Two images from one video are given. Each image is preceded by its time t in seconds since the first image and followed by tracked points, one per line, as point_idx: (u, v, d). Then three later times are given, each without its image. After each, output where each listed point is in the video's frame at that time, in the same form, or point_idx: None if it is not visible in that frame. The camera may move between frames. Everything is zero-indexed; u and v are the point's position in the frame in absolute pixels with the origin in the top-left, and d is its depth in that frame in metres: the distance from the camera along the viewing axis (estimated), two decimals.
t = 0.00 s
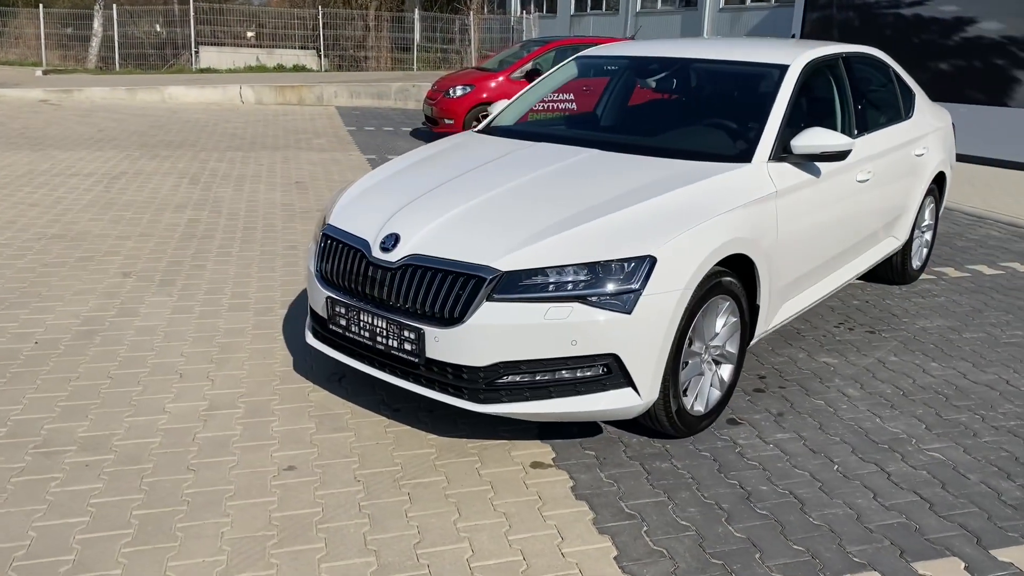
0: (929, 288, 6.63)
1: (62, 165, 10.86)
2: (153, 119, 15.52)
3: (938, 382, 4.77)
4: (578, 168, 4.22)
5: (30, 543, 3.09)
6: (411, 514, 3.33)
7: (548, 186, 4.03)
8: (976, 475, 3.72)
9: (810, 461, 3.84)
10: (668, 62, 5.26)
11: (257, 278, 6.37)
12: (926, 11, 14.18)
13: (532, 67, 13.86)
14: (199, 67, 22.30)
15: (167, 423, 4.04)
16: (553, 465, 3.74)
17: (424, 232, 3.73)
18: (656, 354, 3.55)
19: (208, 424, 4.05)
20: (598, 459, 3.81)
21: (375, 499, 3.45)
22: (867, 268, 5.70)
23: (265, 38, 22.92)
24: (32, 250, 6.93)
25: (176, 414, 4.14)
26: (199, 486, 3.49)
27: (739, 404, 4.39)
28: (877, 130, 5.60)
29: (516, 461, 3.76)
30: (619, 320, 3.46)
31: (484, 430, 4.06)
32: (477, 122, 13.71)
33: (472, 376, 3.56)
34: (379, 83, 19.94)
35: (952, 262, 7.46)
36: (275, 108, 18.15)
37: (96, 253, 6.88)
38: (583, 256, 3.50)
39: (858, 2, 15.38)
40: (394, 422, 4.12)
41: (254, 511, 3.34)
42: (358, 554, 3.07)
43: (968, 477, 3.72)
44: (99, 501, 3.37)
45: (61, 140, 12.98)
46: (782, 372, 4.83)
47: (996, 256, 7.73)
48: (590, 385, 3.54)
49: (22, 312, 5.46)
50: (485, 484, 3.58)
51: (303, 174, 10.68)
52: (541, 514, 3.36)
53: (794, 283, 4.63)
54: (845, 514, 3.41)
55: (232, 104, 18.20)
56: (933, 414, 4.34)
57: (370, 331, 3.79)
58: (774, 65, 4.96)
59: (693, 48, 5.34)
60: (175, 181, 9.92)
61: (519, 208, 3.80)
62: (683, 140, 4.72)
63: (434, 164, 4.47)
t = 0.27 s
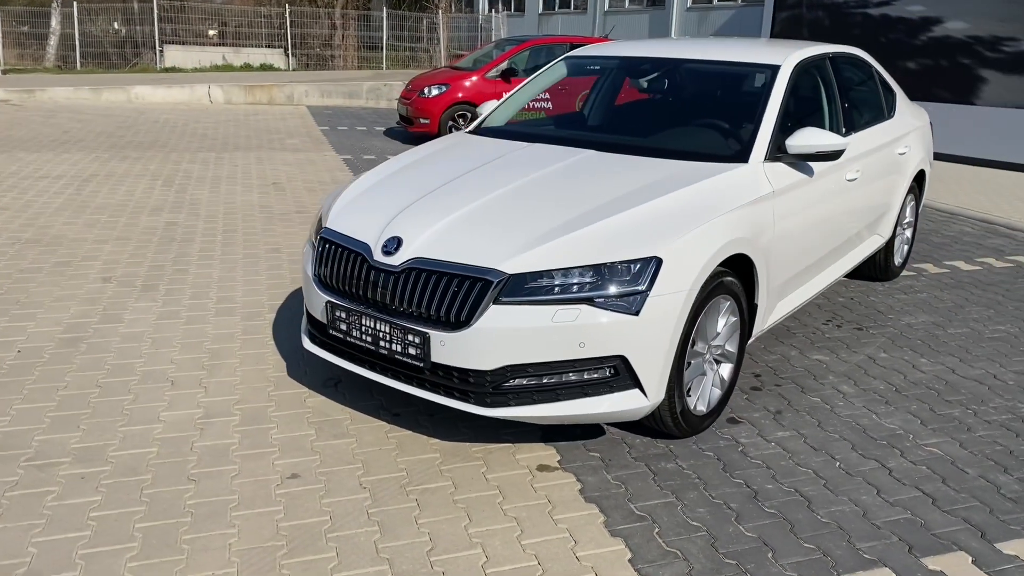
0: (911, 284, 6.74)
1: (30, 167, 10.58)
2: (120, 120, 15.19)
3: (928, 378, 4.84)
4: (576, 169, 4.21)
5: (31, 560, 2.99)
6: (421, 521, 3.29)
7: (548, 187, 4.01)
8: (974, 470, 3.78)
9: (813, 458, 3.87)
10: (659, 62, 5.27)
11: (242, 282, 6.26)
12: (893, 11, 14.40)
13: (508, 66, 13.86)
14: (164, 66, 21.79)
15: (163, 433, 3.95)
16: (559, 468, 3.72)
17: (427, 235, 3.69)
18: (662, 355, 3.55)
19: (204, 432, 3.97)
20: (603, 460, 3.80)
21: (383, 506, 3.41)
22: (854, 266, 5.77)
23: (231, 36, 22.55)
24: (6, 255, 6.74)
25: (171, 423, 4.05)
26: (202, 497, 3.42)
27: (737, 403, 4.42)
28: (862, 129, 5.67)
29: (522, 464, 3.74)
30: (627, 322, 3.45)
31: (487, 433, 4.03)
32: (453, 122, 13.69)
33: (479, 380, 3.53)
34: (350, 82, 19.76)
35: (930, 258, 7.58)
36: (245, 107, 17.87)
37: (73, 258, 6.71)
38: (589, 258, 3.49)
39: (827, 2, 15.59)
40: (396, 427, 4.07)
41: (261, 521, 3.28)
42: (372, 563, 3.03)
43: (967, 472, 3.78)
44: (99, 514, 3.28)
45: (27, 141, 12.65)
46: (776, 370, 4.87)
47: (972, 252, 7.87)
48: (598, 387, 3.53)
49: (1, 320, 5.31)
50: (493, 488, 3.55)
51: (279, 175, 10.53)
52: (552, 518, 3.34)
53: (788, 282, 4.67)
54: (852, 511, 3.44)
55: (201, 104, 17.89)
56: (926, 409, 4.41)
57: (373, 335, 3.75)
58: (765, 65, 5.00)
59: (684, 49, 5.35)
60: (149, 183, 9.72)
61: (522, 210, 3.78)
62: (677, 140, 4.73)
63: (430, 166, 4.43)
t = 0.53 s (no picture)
0: (899, 280, 6.82)
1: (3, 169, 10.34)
2: (93, 120, 14.91)
3: (924, 373, 4.90)
4: (580, 168, 4.19)
5: (38, 573, 2.91)
6: (435, 525, 3.26)
7: (553, 186, 3.99)
8: (978, 463, 3.83)
9: (819, 455, 3.90)
10: (656, 61, 5.27)
11: (233, 284, 6.17)
12: (868, 10, 14.58)
13: (489, 65, 13.83)
14: (134, 65, 21.27)
15: (164, 439, 3.88)
16: (569, 468, 3.70)
17: (434, 235, 3.65)
18: (673, 353, 3.54)
19: (206, 438, 3.89)
20: (613, 460, 3.79)
21: (395, 510, 3.37)
22: (847, 263, 5.83)
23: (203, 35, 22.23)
24: None
25: (171, 429, 3.97)
26: (210, 504, 3.36)
27: (740, 401, 4.44)
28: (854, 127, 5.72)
29: (532, 466, 3.72)
30: (638, 321, 3.44)
31: (494, 434, 4.01)
32: (434, 121, 13.66)
33: (490, 381, 3.51)
34: (326, 81, 19.59)
35: (915, 255, 7.68)
36: (220, 107, 17.63)
37: (57, 261, 6.57)
38: (600, 257, 3.47)
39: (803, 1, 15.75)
40: (401, 429, 4.03)
41: (273, 528, 3.22)
42: (389, 569, 2.99)
43: (971, 465, 3.82)
44: (106, 524, 3.21)
45: None
46: (776, 367, 4.90)
47: (955, 248, 7.99)
48: (609, 387, 3.52)
49: None
50: (505, 490, 3.53)
51: (261, 175, 10.40)
52: (566, 519, 3.33)
53: (788, 280, 4.69)
54: (863, 507, 3.47)
55: (175, 103, 17.62)
56: (926, 404, 4.46)
57: (380, 337, 3.70)
58: (762, 63, 5.02)
59: (680, 47, 5.36)
60: (128, 184, 9.55)
61: (529, 209, 3.76)
62: (676, 138, 4.73)
63: (431, 165, 4.39)
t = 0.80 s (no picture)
0: (895, 277, 6.87)
1: None
2: (74, 120, 14.67)
3: (930, 369, 4.92)
4: (591, 167, 4.16)
5: None
6: (457, 529, 3.22)
7: (566, 185, 3.95)
8: (991, 459, 3.85)
9: (834, 453, 3.90)
10: (660, 59, 5.26)
11: (230, 286, 6.08)
12: (852, 10, 14.68)
13: (477, 63, 13.76)
14: (113, 63, 21.04)
15: (173, 445, 3.80)
16: (587, 470, 3.68)
17: (450, 235, 3.61)
18: (692, 353, 3.52)
19: (216, 443, 3.82)
20: (630, 461, 3.77)
21: (415, 514, 3.32)
22: (848, 260, 5.85)
23: (182, 33, 21.95)
24: None
25: (180, 435, 3.89)
26: (226, 511, 3.29)
27: (751, 399, 4.43)
28: (856, 126, 5.74)
29: (549, 467, 3.69)
30: (657, 321, 3.42)
31: (508, 436, 3.97)
32: (422, 119, 13.59)
33: (508, 383, 3.47)
34: (310, 80, 19.41)
35: (909, 252, 7.73)
36: (203, 106, 17.41)
37: (48, 263, 6.44)
38: (619, 256, 3.44)
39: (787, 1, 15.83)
40: (414, 432, 3.98)
41: (292, 534, 3.16)
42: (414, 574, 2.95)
43: (984, 461, 3.84)
44: (120, 533, 3.14)
45: None
46: (783, 365, 4.90)
47: (948, 245, 8.05)
48: (629, 387, 3.49)
49: None
50: (524, 493, 3.49)
51: (250, 175, 10.27)
52: (588, 521, 3.30)
53: (796, 278, 4.69)
54: (882, 505, 3.47)
55: (157, 103, 17.38)
56: (934, 401, 4.48)
57: (394, 338, 3.65)
58: (767, 61, 5.02)
59: (683, 45, 5.35)
60: (115, 185, 9.39)
61: (545, 209, 3.72)
62: (683, 137, 4.72)
63: (440, 165, 4.35)
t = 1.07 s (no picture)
0: (890, 276, 6.92)
1: None
2: (55, 121, 14.42)
3: (933, 369, 4.95)
4: (600, 169, 4.15)
5: None
6: (478, 536, 3.19)
7: (577, 188, 3.94)
8: (1002, 458, 3.88)
9: (847, 453, 3.91)
10: (664, 60, 5.25)
11: (227, 290, 6.00)
12: (836, 10, 14.78)
13: (464, 63, 13.72)
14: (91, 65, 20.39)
15: (182, 454, 3.74)
16: (603, 474, 3.66)
17: (464, 239, 3.58)
18: (709, 356, 3.51)
19: (226, 451, 3.77)
20: (645, 464, 3.75)
21: (433, 521, 3.29)
22: (848, 260, 5.88)
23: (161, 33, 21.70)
24: None
25: (188, 443, 3.83)
26: (241, 521, 3.24)
27: (760, 400, 4.44)
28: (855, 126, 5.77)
29: (565, 472, 3.66)
30: (675, 324, 3.40)
31: (521, 440, 3.94)
32: (410, 119, 13.50)
33: (525, 388, 3.44)
34: (293, 80, 19.25)
35: (901, 251, 7.79)
36: (185, 107, 17.19)
37: (38, 268, 6.32)
38: (636, 259, 3.42)
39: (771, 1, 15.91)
40: (426, 437, 3.94)
41: (310, 544, 3.12)
42: None
43: (995, 460, 3.87)
44: (134, 545, 3.07)
45: None
46: (789, 365, 4.92)
47: (938, 244, 8.12)
48: (646, 390, 3.47)
49: None
50: (542, 498, 3.47)
51: (239, 177, 10.15)
52: (609, 526, 3.28)
53: (802, 278, 4.71)
54: (899, 505, 3.48)
55: (138, 103, 17.15)
56: (940, 400, 4.51)
57: (408, 343, 3.61)
58: (770, 63, 5.03)
59: (686, 46, 5.35)
60: (101, 188, 9.24)
61: (559, 211, 3.70)
62: (689, 138, 4.73)
63: (448, 167, 4.31)
